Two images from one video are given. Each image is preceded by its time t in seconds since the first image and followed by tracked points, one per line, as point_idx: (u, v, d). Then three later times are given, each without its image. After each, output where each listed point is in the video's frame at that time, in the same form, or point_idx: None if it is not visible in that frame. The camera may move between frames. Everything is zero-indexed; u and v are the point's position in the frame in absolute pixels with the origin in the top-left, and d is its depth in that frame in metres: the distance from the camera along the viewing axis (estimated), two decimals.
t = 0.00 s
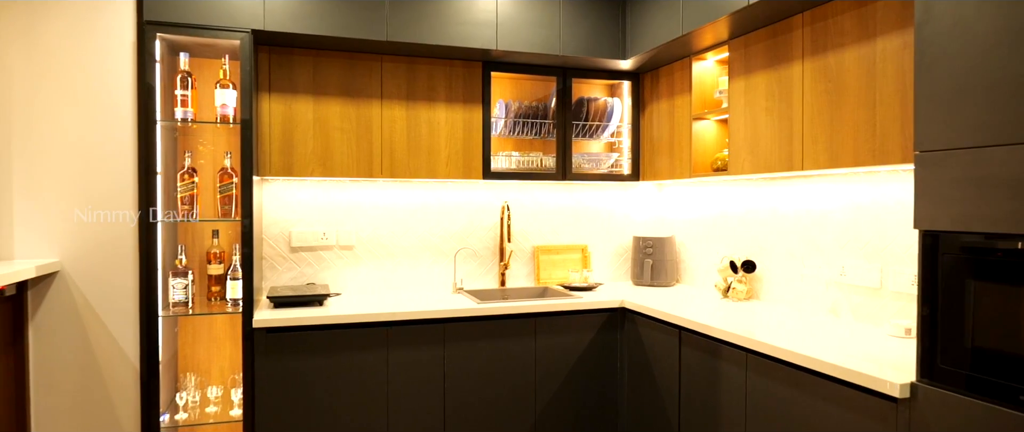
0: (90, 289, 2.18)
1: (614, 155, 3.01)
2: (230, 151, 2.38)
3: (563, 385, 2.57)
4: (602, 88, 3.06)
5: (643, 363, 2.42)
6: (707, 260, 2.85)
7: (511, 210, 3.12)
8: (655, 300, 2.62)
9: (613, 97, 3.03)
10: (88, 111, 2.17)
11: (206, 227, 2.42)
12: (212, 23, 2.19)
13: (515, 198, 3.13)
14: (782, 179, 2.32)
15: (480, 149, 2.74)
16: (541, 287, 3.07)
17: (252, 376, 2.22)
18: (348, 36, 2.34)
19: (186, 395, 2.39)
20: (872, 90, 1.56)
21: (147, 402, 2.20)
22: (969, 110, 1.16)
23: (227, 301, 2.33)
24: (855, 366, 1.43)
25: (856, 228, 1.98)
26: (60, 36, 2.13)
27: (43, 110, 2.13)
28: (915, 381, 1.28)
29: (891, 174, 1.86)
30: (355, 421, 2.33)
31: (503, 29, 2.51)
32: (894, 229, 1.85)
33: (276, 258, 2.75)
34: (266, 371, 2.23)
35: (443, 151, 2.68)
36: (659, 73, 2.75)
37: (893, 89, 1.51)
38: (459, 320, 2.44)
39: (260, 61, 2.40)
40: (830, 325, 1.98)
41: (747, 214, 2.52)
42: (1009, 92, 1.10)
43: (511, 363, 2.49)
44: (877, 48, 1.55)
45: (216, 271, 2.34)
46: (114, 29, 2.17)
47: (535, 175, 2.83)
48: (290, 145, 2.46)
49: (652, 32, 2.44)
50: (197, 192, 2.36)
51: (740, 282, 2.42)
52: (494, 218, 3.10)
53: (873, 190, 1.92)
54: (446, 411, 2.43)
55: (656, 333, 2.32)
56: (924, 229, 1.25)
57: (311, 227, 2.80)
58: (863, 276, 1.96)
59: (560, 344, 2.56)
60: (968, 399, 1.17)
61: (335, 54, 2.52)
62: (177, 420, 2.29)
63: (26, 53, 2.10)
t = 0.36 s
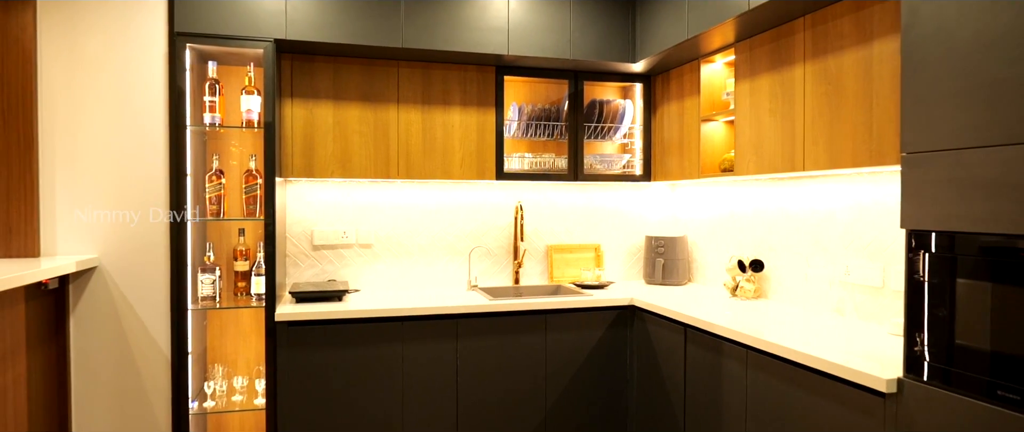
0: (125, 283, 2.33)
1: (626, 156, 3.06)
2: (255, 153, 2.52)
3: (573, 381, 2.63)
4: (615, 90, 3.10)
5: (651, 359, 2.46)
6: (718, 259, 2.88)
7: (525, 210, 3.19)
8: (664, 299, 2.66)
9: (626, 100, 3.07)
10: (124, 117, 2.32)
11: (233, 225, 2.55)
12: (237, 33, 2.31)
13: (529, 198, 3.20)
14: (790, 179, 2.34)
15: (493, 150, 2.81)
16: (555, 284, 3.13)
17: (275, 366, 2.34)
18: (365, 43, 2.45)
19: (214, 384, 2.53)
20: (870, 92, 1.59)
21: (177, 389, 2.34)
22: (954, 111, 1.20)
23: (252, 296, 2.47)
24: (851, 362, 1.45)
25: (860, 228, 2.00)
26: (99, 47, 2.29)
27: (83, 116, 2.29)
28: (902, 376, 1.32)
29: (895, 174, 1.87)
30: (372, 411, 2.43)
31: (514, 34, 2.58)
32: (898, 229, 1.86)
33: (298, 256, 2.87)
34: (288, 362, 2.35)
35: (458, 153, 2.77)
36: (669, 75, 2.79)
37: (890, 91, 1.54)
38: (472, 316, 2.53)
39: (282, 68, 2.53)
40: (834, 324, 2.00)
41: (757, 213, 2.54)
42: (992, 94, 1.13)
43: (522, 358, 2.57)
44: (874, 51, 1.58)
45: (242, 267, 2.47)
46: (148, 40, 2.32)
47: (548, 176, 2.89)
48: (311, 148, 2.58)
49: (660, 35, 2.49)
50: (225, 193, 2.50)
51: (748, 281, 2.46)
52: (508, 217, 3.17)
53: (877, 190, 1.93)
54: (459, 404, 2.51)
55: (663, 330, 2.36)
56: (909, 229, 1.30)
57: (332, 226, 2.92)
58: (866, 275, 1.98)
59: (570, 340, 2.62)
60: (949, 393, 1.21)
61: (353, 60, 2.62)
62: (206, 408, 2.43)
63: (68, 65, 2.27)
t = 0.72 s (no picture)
0: (148, 278, 2.47)
1: (631, 157, 3.12)
2: (271, 155, 2.65)
3: (575, 376, 2.70)
4: (621, 93, 3.15)
5: (651, 356, 2.52)
6: (721, 258, 2.92)
7: (531, 210, 3.26)
8: (666, 297, 2.71)
9: (631, 102, 3.13)
10: (147, 122, 2.47)
11: (250, 225, 2.70)
12: (253, 42, 2.45)
13: (535, 198, 3.27)
14: (788, 180, 2.38)
15: (499, 152, 2.90)
16: (560, 282, 3.20)
17: (287, 358, 2.46)
18: (374, 50, 2.55)
19: (232, 375, 2.66)
20: (855, 95, 1.63)
21: (196, 378, 2.48)
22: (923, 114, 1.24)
23: (268, 292, 2.60)
24: (829, 357, 1.50)
25: (854, 228, 2.04)
26: (125, 57, 2.45)
27: (111, 121, 2.44)
28: (876, 371, 1.36)
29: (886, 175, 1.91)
30: (379, 402, 2.53)
31: (517, 39, 2.66)
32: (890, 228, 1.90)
33: (312, 253, 2.99)
34: (300, 354, 2.46)
35: (464, 155, 2.86)
36: (672, 78, 2.83)
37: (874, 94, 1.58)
38: (476, 312, 2.61)
39: (296, 74, 2.65)
40: (828, 323, 2.03)
41: (758, 213, 2.58)
42: (957, 98, 1.17)
43: (525, 353, 2.64)
44: (859, 55, 1.62)
45: (258, 264, 2.61)
46: (170, 50, 2.47)
47: (552, 176, 2.96)
48: (323, 150, 2.69)
49: (659, 39, 2.55)
50: (242, 193, 2.65)
51: (747, 280, 2.50)
52: (515, 217, 3.25)
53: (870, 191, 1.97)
54: (463, 396, 2.60)
55: (662, 328, 2.41)
56: (883, 229, 1.34)
57: (344, 225, 3.03)
58: (859, 274, 2.01)
59: (572, 336, 2.68)
60: (916, 386, 1.25)
61: (363, 66, 2.73)
62: (224, 396, 2.59)
63: (97, 73, 2.43)
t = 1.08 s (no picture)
0: (167, 272, 2.64)
1: (632, 156, 3.17)
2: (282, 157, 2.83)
3: (572, 369, 2.78)
4: (623, 94, 3.22)
5: (646, 350, 2.58)
6: (720, 256, 2.96)
7: (534, 209, 3.34)
8: (663, 294, 2.76)
9: (632, 102, 3.18)
10: (165, 125, 2.63)
11: (263, 223, 2.84)
12: (263, 48, 2.58)
13: (537, 197, 3.34)
14: (782, 178, 2.42)
15: (500, 151, 2.98)
16: (562, 278, 3.26)
17: (296, 349, 2.59)
18: (378, 54, 2.66)
19: (245, 364, 2.81)
20: (835, 94, 1.67)
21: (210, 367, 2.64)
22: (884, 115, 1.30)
23: (279, 286, 2.74)
24: (803, 349, 1.55)
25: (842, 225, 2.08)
26: (146, 64, 2.61)
27: (131, 125, 2.61)
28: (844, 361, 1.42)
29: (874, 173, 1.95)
30: (383, 391, 2.65)
31: (516, 42, 2.74)
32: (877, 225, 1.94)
33: (322, 250, 3.11)
34: (308, 345, 2.59)
35: (466, 154, 2.95)
36: (671, 78, 2.88)
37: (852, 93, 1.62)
38: (475, 307, 2.70)
39: (305, 78, 2.78)
40: (817, 319, 2.08)
41: (754, 211, 2.63)
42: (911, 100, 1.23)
43: (523, 347, 2.73)
44: (838, 55, 1.66)
45: (270, 259, 2.76)
46: (186, 58, 2.62)
47: (553, 175, 3.03)
48: (332, 151, 2.81)
49: (655, 40, 2.61)
50: (254, 193, 2.80)
51: (742, 276, 2.55)
52: (518, 215, 3.33)
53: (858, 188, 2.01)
54: (464, 387, 2.70)
55: (656, 322, 2.48)
56: (851, 225, 1.39)
57: (353, 222, 3.14)
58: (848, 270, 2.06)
59: (570, 330, 2.76)
60: (879, 376, 1.31)
61: (369, 70, 2.85)
62: (236, 385, 2.73)
63: (119, 80, 2.60)
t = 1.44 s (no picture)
0: (189, 268, 2.79)
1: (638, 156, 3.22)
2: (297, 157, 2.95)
3: (577, 364, 2.84)
4: (631, 94, 3.28)
5: (649, 346, 2.63)
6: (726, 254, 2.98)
7: (542, 208, 3.41)
8: (667, 291, 2.80)
9: (639, 103, 3.23)
10: (187, 129, 2.77)
11: (280, 221, 2.97)
12: (279, 55, 2.72)
13: (545, 196, 3.40)
14: (783, 177, 2.46)
15: (508, 151, 3.06)
16: (570, 276, 3.32)
17: (309, 342, 2.70)
18: (386, 59, 2.77)
19: (263, 356, 2.97)
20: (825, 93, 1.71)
21: (230, 358, 2.78)
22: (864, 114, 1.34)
23: (296, 281, 2.88)
24: (792, 345, 1.58)
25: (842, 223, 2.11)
26: (170, 70, 2.76)
27: (156, 128, 2.76)
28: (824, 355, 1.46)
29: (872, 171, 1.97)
30: (393, 383, 2.75)
31: (521, 46, 2.83)
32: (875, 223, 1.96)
33: (337, 247, 3.21)
34: (321, 338, 2.70)
35: (475, 154, 3.03)
36: (676, 78, 2.91)
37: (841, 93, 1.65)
38: (481, 303, 2.78)
39: (319, 82, 2.89)
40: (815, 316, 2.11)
41: (758, 210, 2.65)
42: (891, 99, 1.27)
43: (528, 342, 2.80)
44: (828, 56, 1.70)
45: (286, 256, 2.87)
46: (207, 65, 2.77)
47: (560, 175, 3.09)
48: (344, 152, 2.92)
49: (656, 42, 2.66)
50: (271, 192, 2.92)
51: (745, 274, 2.59)
52: (526, 214, 3.39)
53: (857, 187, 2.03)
54: (471, 380, 2.78)
55: (658, 319, 2.52)
56: (832, 222, 1.44)
57: (366, 221, 3.24)
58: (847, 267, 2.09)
59: (574, 326, 2.83)
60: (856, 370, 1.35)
61: (380, 74, 2.95)
62: (254, 375, 2.87)
63: (145, 86, 2.75)
